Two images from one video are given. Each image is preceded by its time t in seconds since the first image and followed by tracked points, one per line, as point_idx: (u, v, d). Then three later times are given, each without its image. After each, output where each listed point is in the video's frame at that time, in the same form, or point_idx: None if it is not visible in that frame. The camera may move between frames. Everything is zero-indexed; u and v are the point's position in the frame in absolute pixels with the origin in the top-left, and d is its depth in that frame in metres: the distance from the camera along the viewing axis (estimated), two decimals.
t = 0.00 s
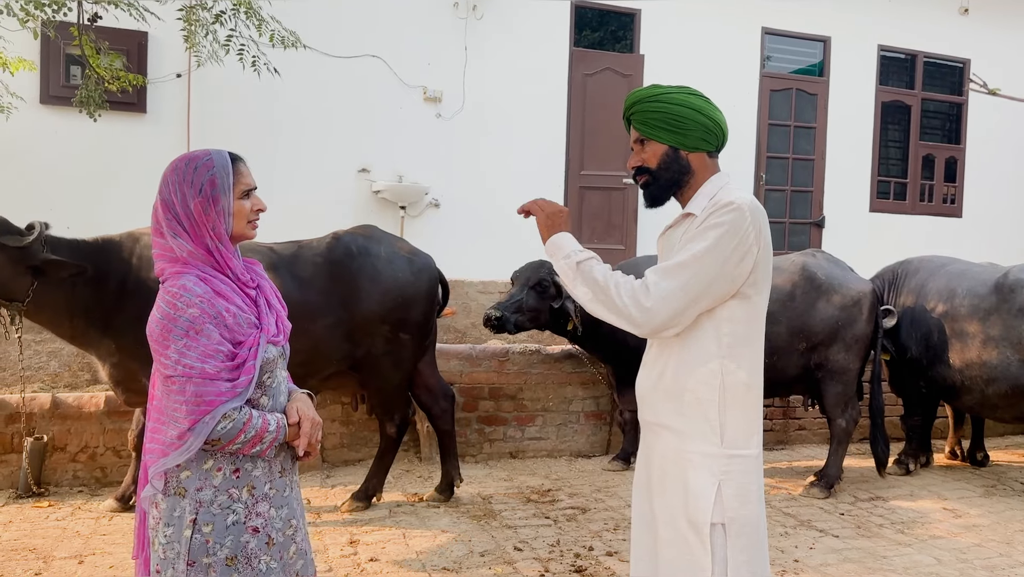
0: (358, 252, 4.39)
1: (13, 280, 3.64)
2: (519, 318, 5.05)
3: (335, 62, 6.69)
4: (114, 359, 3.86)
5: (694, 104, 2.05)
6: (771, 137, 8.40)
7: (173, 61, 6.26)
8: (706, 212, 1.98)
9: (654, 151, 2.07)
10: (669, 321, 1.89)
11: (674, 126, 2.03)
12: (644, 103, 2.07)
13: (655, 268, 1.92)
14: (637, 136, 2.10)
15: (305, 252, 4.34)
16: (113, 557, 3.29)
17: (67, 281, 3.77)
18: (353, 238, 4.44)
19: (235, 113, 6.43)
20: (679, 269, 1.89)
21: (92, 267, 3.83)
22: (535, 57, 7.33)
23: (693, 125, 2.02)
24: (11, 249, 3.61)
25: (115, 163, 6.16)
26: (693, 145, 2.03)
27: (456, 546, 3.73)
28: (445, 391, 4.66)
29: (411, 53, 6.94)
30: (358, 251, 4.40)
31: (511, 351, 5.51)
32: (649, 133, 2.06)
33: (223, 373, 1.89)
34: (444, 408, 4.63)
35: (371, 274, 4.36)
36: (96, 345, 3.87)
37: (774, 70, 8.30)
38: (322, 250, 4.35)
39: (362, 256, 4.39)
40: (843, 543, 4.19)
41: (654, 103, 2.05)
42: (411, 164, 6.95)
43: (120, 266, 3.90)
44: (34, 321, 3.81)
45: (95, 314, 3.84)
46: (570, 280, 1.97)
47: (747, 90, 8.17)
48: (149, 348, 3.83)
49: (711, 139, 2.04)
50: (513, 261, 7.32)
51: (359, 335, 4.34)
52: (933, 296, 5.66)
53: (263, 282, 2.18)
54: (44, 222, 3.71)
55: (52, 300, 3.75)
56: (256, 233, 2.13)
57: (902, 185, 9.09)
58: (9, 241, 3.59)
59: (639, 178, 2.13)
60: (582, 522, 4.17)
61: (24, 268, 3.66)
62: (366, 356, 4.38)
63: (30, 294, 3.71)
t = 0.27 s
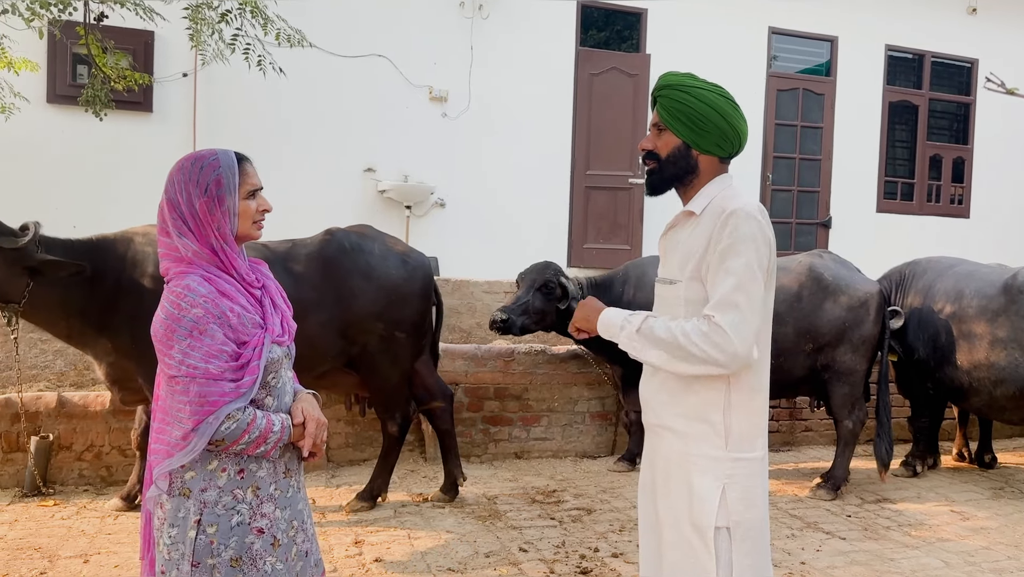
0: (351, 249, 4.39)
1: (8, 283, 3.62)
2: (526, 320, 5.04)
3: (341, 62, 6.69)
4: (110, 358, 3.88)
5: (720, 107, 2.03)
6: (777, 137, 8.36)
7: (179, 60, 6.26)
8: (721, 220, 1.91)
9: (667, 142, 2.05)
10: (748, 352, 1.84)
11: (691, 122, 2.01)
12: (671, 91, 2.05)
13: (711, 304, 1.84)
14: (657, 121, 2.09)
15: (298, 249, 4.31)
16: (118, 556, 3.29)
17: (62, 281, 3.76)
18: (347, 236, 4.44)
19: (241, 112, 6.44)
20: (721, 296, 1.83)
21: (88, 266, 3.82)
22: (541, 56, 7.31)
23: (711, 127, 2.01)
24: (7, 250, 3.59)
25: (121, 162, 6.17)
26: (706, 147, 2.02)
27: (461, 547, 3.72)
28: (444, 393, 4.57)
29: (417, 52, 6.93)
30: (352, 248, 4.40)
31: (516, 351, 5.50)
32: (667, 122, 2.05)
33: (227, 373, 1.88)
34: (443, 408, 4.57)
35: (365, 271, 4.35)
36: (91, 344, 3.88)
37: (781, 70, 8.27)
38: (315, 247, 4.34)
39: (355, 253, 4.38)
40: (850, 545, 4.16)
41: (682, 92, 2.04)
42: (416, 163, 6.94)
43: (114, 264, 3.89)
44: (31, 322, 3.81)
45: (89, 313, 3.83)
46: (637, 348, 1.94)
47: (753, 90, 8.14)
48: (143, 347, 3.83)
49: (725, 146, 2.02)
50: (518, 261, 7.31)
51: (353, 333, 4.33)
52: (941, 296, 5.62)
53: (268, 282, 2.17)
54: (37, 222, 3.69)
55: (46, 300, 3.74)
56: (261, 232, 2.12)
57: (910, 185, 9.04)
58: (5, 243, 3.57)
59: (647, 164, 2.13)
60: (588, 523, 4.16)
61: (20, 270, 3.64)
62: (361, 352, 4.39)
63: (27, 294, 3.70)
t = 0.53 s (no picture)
0: (348, 247, 4.38)
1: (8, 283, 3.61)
2: (532, 323, 5.03)
3: (346, 61, 6.68)
4: (108, 357, 3.89)
5: (730, 106, 2.00)
6: (784, 137, 8.33)
7: (186, 59, 6.27)
8: (735, 223, 1.87)
9: (675, 140, 2.04)
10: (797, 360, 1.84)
11: (699, 121, 1.99)
12: (681, 89, 2.03)
13: (753, 322, 1.81)
14: (665, 118, 2.07)
15: (294, 247, 4.30)
16: (123, 555, 3.29)
17: (61, 280, 3.76)
18: (343, 234, 4.42)
19: (247, 111, 6.44)
20: (761, 308, 1.81)
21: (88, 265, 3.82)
22: (547, 55, 7.29)
23: (720, 128, 1.99)
24: (7, 250, 3.58)
25: (127, 161, 6.18)
26: (713, 148, 2.00)
27: (466, 547, 3.71)
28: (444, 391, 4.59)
29: (422, 52, 6.92)
30: (347, 246, 4.38)
31: (522, 351, 5.49)
32: (676, 121, 2.02)
33: (233, 372, 1.87)
34: (442, 407, 4.56)
35: (362, 270, 4.34)
36: (89, 344, 3.88)
37: (788, 70, 8.23)
38: (312, 244, 4.33)
39: (351, 251, 4.37)
40: (857, 547, 4.14)
41: (692, 89, 2.01)
42: (422, 163, 6.93)
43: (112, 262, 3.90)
44: (30, 321, 3.79)
45: (87, 312, 3.83)
46: (706, 422, 1.81)
47: (760, 90, 8.10)
48: (141, 346, 3.85)
49: (733, 146, 2.00)
50: (524, 260, 7.30)
51: (349, 331, 4.32)
52: (949, 298, 5.58)
53: (274, 281, 2.16)
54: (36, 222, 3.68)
55: (45, 299, 3.74)
56: (266, 232, 2.11)
57: (917, 186, 8.98)
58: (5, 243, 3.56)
59: (655, 161, 2.11)
60: (593, 524, 4.14)
61: (19, 269, 3.63)
62: (359, 350, 4.37)
63: (25, 294, 3.69)
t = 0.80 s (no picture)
0: (349, 246, 4.35)
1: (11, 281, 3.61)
2: (539, 325, 5.02)
3: (352, 60, 6.68)
4: (109, 356, 3.88)
5: (735, 104, 1.98)
6: (792, 137, 8.29)
7: (193, 58, 6.28)
8: (746, 223, 1.86)
9: (682, 141, 2.02)
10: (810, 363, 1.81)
11: (705, 120, 1.98)
12: (686, 89, 2.02)
13: (766, 323, 1.79)
14: (671, 120, 2.05)
15: (294, 246, 4.28)
16: (128, 554, 3.29)
17: (64, 278, 3.76)
18: (343, 233, 4.40)
19: (253, 110, 6.44)
20: (773, 308, 1.78)
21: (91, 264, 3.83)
22: (553, 55, 7.28)
23: (726, 126, 1.97)
24: (10, 248, 3.58)
25: (133, 159, 6.19)
26: (720, 146, 1.98)
27: (471, 548, 3.69)
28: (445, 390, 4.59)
29: (428, 51, 6.91)
30: (348, 244, 4.36)
31: (528, 351, 5.48)
32: (682, 121, 2.01)
33: (241, 371, 1.86)
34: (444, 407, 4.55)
35: (362, 269, 4.33)
36: (90, 342, 3.87)
37: (795, 70, 8.19)
38: (312, 242, 4.30)
39: (351, 249, 4.35)
40: (865, 550, 4.11)
41: (695, 89, 2.00)
42: (427, 162, 6.93)
43: (114, 261, 3.90)
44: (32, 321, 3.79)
45: (88, 310, 3.82)
46: (756, 454, 1.76)
47: (767, 90, 8.07)
48: (143, 345, 3.85)
49: (741, 144, 1.98)
50: (529, 260, 7.29)
51: (351, 330, 4.31)
52: (958, 299, 5.54)
53: (280, 280, 2.15)
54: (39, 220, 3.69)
55: (48, 297, 3.73)
56: (273, 230, 2.10)
57: (925, 186, 8.93)
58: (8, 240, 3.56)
59: (662, 163, 2.09)
60: (598, 525, 4.12)
61: (22, 268, 3.64)
62: (359, 349, 4.36)
63: (28, 292, 3.69)
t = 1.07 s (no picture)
0: (351, 246, 4.35)
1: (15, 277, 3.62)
2: (545, 326, 5.01)
3: (358, 59, 6.68)
4: (111, 354, 3.87)
5: (742, 101, 1.97)
6: (799, 136, 8.26)
7: (200, 57, 6.29)
8: (755, 221, 1.84)
9: (690, 140, 2.00)
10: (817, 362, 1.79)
11: (713, 118, 1.96)
12: (691, 89, 2.00)
13: (773, 322, 1.78)
14: (677, 119, 2.03)
15: (295, 245, 4.28)
16: (133, 552, 3.28)
17: (69, 275, 3.77)
18: (344, 231, 4.38)
19: (259, 109, 6.44)
20: (782, 307, 1.77)
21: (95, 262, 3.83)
22: (559, 54, 7.26)
23: (734, 123, 1.95)
24: (15, 244, 3.59)
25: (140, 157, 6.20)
26: (728, 143, 1.96)
27: (476, 547, 3.68)
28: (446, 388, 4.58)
29: (434, 50, 6.90)
30: (349, 242, 4.35)
31: (533, 351, 5.47)
32: (689, 120, 1.99)
33: (249, 367, 1.86)
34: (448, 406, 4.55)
35: (363, 267, 4.32)
36: (93, 340, 3.87)
37: (803, 69, 8.15)
38: (315, 240, 4.30)
39: (353, 247, 4.35)
40: (872, 551, 4.09)
41: (702, 88, 1.99)
42: (433, 161, 6.92)
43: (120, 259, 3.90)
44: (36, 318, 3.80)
45: (92, 308, 3.83)
46: (779, 461, 1.74)
47: (774, 89, 8.03)
48: (147, 343, 3.85)
49: (750, 141, 1.97)
50: (535, 259, 7.27)
51: (355, 328, 4.31)
52: (966, 300, 5.50)
53: (287, 277, 2.15)
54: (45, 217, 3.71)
55: (52, 294, 3.74)
56: (280, 227, 2.09)
57: (933, 186, 8.88)
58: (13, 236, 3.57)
59: (670, 163, 2.07)
60: (604, 526, 4.10)
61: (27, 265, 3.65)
62: (363, 348, 4.36)
63: (33, 289, 3.70)
